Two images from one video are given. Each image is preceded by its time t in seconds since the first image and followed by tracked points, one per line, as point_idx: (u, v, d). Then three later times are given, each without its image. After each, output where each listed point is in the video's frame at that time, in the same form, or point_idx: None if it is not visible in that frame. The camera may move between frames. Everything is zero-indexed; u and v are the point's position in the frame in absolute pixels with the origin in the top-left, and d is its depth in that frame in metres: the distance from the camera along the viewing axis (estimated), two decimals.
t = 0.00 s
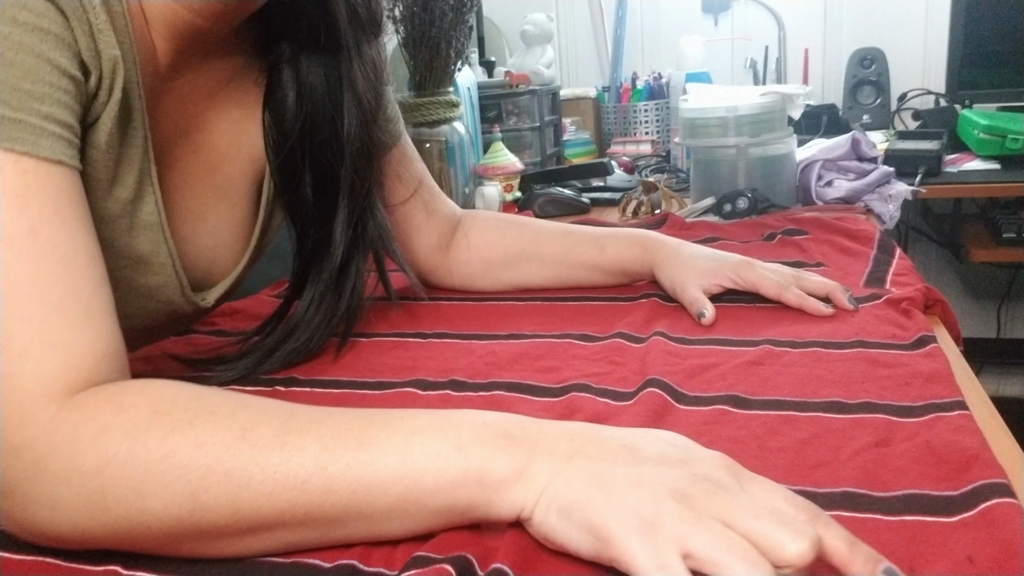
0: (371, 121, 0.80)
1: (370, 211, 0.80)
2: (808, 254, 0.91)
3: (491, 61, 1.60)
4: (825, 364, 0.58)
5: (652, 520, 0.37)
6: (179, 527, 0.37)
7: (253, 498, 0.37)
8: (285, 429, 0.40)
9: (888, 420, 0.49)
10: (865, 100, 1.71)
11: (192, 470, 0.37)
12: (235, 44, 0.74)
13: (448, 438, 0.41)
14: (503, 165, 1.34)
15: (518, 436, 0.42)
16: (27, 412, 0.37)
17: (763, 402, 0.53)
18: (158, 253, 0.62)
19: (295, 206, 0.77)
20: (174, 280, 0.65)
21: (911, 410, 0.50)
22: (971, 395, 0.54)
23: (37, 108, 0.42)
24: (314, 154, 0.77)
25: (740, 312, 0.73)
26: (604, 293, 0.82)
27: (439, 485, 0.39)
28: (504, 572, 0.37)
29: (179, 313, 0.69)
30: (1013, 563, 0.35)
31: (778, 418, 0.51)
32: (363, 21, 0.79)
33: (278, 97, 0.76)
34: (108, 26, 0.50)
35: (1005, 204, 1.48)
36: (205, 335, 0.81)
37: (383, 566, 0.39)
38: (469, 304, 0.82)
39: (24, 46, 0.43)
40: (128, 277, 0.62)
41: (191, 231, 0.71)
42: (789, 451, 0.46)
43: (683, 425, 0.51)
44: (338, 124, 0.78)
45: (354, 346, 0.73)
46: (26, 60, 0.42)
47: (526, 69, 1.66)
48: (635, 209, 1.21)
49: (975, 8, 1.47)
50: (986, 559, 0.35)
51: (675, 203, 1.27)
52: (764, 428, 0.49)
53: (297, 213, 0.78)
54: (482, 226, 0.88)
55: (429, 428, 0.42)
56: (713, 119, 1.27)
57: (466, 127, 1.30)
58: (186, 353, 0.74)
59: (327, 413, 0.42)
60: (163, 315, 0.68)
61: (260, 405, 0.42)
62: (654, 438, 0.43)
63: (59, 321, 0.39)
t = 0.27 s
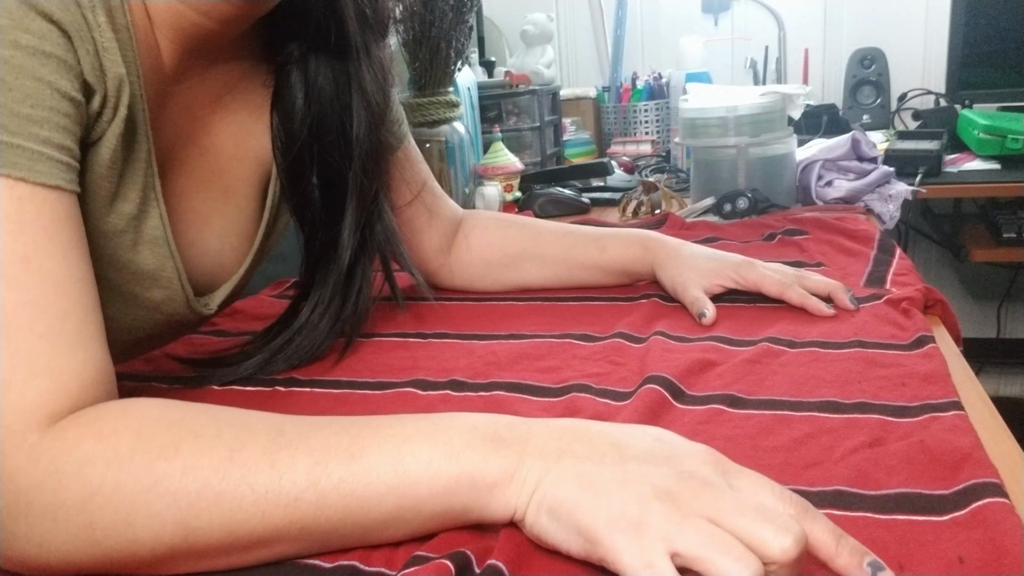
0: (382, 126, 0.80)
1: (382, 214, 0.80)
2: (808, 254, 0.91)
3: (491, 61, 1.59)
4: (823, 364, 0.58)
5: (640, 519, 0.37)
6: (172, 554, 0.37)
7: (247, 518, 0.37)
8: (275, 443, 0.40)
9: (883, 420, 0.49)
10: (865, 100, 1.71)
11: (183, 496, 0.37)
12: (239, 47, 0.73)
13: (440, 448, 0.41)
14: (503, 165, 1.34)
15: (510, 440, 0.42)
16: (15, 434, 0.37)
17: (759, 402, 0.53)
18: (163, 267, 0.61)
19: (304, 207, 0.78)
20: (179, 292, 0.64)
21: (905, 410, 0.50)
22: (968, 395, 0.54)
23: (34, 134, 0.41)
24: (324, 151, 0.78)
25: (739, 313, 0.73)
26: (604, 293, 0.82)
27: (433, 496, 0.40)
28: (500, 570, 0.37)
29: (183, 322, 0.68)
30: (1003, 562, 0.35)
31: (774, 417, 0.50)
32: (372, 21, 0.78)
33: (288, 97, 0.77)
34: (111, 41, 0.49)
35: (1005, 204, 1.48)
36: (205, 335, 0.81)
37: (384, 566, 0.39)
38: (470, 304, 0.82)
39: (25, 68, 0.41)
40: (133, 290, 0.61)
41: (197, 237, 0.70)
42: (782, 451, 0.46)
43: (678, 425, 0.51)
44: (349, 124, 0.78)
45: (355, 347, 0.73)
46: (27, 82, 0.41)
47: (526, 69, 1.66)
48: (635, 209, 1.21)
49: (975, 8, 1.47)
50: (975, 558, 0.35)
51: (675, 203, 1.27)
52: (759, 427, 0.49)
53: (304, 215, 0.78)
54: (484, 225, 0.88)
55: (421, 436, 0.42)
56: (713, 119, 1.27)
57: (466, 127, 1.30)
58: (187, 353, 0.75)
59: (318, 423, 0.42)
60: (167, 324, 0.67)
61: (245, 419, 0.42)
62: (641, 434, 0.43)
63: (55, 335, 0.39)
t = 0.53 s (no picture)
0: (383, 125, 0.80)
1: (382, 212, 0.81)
2: (808, 254, 0.91)
3: (491, 61, 1.59)
4: (826, 364, 0.58)
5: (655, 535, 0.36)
6: (179, 552, 0.37)
7: (255, 524, 0.37)
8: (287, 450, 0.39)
9: (889, 419, 0.49)
10: (865, 101, 1.71)
11: (192, 494, 0.37)
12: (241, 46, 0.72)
13: (453, 458, 0.40)
14: (503, 165, 1.33)
15: (526, 454, 0.41)
16: (26, 428, 0.37)
17: (764, 402, 0.53)
18: (174, 260, 0.62)
19: (307, 204, 0.77)
20: (190, 286, 0.64)
21: (912, 409, 0.50)
22: (972, 394, 0.54)
23: (55, 123, 0.42)
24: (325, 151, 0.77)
25: (741, 312, 0.72)
26: (604, 293, 0.82)
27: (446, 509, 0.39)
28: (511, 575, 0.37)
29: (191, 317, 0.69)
30: (1016, 562, 0.35)
31: (779, 418, 0.50)
32: (373, 20, 0.79)
33: (291, 95, 0.76)
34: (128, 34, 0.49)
35: (1005, 204, 1.48)
36: (206, 335, 0.80)
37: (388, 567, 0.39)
38: (469, 304, 0.82)
39: (48, 58, 0.42)
40: (145, 284, 0.62)
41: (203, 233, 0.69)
42: (790, 451, 0.46)
43: (684, 425, 0.50)
44: (352, 122, 0.78)
45: (354, 347, 0.72)
46: (49, 73, 0.42)
47: (526, 69, 1.66)
48: (635, 209, 1.21)
49: (975, 8, 1.47)
50: (989, 558, 0.35)
51: (675, 203, 1.27)
52: (765, 428, 0.49)
53: (304, 213, 0.78)
54: (483, 225, 0.88)
55: (434, 445, 0.41)
56: (713, 119, 1.27)
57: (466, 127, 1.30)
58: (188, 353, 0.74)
59: (329, 426, 0.42)
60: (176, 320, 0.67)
61: (261, 420, 0.41)
62: (656, 446, 0.42)
63: (67, 335, 0.39)
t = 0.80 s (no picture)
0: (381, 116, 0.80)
1: (382, 200, 0.82)
2: (808, 254, 0.91)
3: (491, 61, 1.59)
4: (828, 364, 0.58)
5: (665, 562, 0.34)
6: (168, 565, 0.36)
7: (246, 538, 0.36)
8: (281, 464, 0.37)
9: (892, 419, 0.49)
10: (865, 101, 1.71)
11: (181, 505, 0.36)
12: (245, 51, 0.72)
13: (450, 472, 0.39)
14: (503, 165, 1.33)
15: (527, 469, 0.40)
16: (18, 433, 0.36)
17: (768, 402, 0.53)
18: (180, 258, 0.63)
19: (309, 197, 0.77)
20: (196, 286, 0.65)
21: (915, 409, 0.50)
22: (972, 394, 0.53)
23: (80, 128, 0.41)
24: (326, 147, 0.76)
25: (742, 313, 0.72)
26: (604, 293, 0.82)
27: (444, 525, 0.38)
28: None
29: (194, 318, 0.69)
30: (1020, 563, 0.35)
31: (783, 418, 0.50)
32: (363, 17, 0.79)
33: (288, 91, 0.75)
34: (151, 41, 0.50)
35: (1005, 204, 1.48)
36: (206, 335, 0.80)
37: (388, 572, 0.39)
38: (469, 304, 0.82)
39: (74, 64, 0.42)
40: (151, 282, 0.63)
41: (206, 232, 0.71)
42: (794, 452, 0.46)
43: (688, 425, 0.50)
44: (354, 113, 0.77)
45: (354, 347, 0.72)
46: (72, 78, 0.42)
47: (526, 68, 1.66)
48: (635, 209, 1.21)
49: (975, 8, 1.47)
50: (994, 559, 0.35)
51: (675, 203, 1.27)
52: (769, 428, 0.49)
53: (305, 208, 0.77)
54: (481, 223, 0.88)
55: (431, 458, 0.39)
56: (713, 119, 1.27)
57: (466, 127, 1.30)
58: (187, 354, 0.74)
59: (327, 436, 0.41)
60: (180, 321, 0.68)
61: (257, 429, 0.40)
62: (663, 464, 0.41)
63: (67, 341, 0.38)
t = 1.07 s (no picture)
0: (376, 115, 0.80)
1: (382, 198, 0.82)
2: (808, 253, 0.91)
3: (491, 61, 1.59)
4: (829, 364, 0.58)
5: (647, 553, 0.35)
6: (158, 567, 0.36)
7: (234, 539, 0.36)
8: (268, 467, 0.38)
9: (893, 418, 0.49)
10: (865, 101, 1.71)
11: (169, 508, 0.36)
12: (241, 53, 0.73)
13: (436, 475, 0.39)
14: (503, 165, 1.33)
15: (511, 471, 0.40)
16: (10, 431, 0.36)
17: (769, 402, 0.53)
18: (179, 258, 0.64)
19: (306, 195, 0.77)
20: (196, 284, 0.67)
21: (916, 409, 0.50)
22: (973, 394, 0.53)
23: (81, 133, 0.41)
24: (324, 145, 0.76)
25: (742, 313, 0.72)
26: (604, 293, 0.82)
27: (433, 526, 0.38)
28: None
29: (195, 314, 0.71)
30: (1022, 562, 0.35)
31: (784, 418, 0.50)
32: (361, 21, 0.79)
33: (287, 91, 0.75)
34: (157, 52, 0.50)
35: (1005, 204, 1.48)
36: (205, 335, 0.80)
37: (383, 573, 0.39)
38: (468, 304, 0.82)
39: (75, 69, 0.42)
40: (152, 282, 0.64)
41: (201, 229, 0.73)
42: (795, 452, 0.46)
43: (689, 425, 0.50)
44: (352, 111, 0.77)
45: (354, 347, 0.72)
46: (72, 84, 0.42)
47: (526, 68, 1.66)
48: (635, 209, 1.21)
49: (975, 8, 1.47)
50: (996, 558, 0.35)
51: (675, 203, 1.26)
52: (770, 428, 0.49)
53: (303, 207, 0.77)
54: (479, 225, 0.88)
55: (418, 460, 0.40)
56: (713, 119, 1.27)
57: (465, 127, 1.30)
58: (189, 353, 0.74)
59: (316, 439, 0.41)
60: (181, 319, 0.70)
61: (247, 432, 0.40)
62: (643, 453, 0.41)
63: (62, 342, 0.38)
